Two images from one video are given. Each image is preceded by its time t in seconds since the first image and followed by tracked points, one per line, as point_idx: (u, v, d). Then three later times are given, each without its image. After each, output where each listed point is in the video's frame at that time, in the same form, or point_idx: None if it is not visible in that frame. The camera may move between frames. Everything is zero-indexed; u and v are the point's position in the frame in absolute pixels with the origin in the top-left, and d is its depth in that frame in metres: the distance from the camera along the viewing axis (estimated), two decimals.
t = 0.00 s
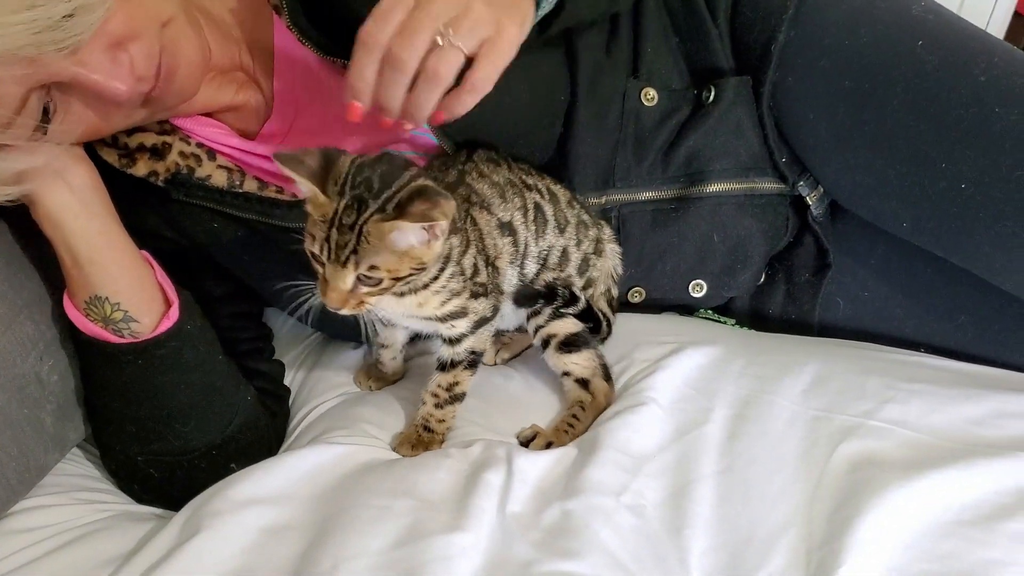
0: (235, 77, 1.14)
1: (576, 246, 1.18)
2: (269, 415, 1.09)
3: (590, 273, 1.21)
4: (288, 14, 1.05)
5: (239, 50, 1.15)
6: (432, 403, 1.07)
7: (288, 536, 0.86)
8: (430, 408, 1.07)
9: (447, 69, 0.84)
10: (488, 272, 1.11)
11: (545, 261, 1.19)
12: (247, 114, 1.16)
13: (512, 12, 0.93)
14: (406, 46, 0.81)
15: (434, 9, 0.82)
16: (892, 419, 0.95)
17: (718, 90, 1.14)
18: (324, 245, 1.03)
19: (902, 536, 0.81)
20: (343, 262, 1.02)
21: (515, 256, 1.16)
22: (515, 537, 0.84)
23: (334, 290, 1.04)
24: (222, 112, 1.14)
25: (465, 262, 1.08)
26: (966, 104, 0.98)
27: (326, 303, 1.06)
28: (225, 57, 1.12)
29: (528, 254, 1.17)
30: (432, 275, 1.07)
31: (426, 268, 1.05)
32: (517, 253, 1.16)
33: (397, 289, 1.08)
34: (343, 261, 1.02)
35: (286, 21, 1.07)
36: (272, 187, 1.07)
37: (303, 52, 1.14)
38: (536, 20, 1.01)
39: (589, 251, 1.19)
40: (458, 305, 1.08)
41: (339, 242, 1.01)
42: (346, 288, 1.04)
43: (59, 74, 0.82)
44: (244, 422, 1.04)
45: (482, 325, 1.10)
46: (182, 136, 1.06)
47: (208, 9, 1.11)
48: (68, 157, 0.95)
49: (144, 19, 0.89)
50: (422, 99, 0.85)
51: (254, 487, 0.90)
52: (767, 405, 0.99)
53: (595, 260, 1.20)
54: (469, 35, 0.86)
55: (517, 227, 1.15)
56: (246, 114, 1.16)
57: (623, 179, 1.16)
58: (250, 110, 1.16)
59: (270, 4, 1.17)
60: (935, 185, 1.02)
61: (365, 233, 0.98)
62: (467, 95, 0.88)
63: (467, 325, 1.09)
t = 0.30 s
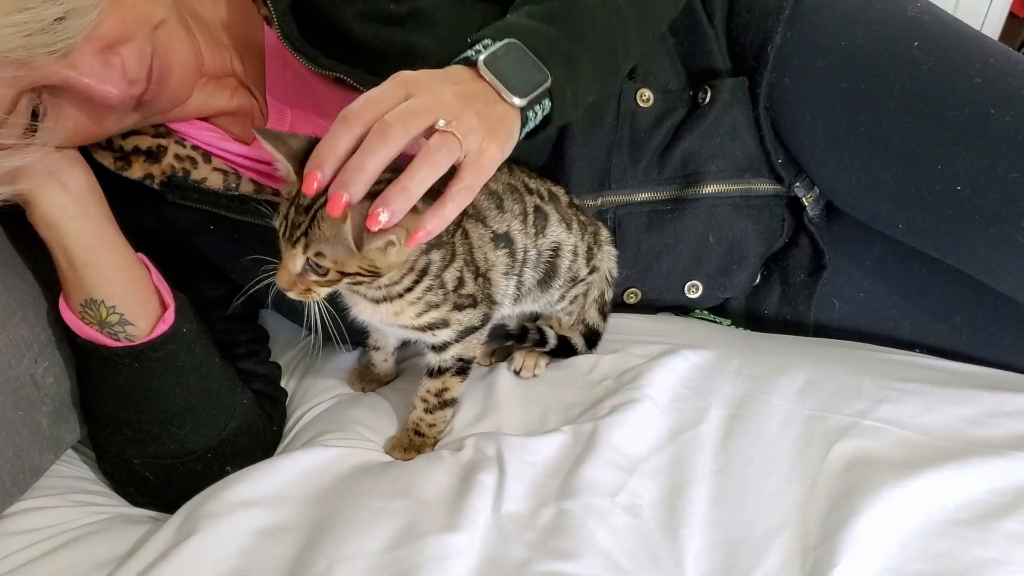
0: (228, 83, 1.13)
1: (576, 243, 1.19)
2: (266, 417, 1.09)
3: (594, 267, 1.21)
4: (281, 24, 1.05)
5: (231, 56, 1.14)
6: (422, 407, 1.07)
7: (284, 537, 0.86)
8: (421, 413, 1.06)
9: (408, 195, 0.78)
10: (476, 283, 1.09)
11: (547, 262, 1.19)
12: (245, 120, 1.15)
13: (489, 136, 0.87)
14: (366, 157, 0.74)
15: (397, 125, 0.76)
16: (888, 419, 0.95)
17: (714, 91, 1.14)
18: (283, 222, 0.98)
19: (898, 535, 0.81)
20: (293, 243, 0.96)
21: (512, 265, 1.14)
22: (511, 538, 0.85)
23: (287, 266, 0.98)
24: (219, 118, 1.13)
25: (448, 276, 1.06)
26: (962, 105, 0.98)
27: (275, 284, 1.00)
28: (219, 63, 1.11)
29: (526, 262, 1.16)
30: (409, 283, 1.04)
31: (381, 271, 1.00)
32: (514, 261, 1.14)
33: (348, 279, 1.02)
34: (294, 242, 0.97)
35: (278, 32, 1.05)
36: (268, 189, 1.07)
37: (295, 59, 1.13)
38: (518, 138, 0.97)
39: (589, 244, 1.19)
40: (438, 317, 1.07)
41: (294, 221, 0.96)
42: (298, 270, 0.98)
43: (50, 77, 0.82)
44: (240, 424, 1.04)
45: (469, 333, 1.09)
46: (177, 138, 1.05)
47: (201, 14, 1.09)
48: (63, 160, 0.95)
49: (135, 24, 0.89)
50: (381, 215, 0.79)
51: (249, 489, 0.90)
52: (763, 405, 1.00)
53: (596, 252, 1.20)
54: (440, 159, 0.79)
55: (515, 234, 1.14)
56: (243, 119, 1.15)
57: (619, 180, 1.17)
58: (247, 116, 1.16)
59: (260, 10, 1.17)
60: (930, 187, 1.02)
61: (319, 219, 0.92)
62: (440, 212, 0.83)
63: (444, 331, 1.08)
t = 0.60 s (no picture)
0: (227, 82, 1.14)
1: (575, 255, 1.19)
2: (264, 416, 1.10)
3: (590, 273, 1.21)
4: (283, 21, 1.04)
5: (230, 54, 1.15)
6: (417, 406, 1.06)
7: (281, 535, 0.86)
8: (416, 412, 1.05)
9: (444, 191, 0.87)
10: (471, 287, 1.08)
11: (545, 274, 1.18)
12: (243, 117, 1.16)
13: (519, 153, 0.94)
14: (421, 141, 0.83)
15: (450, 121, 0.85)
16: (884, 416, 0.95)
17: (710, 89, 1.14)
18: (271, 215, 0.97)
19: (894, 531, 0.81)
20: (281, 233, 0.95)
21: (510, 273, 1.13)
22: (507, 535, 0.85)
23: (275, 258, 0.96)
24: (216, 115, 1.13)
25: (442, 282, 1.04)
26: (957, 102, 0.99)
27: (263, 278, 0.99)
28: (217, 62, 1.12)
29: (526, 271, 1.15)
30: (400, 283, 1.02)
31: (370, 267, 0.99)
32: (512, 268, 1.13)
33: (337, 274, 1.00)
34: (282, 233, 0.95)
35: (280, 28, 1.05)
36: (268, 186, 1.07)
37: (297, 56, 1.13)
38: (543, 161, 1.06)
39: (586, 251, 1.19)
40: (428, 318, 1.05)
41: (284, 211, 0.94)
42: (286, 262, 0.96)
43: (49, 71, 0.82)
44: (238, 422, 1.04)
45: (461, 335, 1.08)
46: (176, 136, 1.05)
47: (198, 12, 1.10)
48: (61, 157, 0.95)
49: (134, 21, 0.90)
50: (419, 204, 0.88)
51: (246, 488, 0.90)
52: (759, 402, 1.00)
53: (591, 258, 1.20)
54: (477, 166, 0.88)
55: (513, 244, 1.13)
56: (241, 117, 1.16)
57: (614, 178, 1.17)
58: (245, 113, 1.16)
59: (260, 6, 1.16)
60: (925, 184, 1.02)
61: (310, 206, 0.91)
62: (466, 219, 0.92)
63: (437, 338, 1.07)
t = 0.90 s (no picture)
0: (224, 84, 1.14)
1: (569, 257, 1.19)
2: (262, 418, 1.10)
3: (583, 275, 1.21)
4: (278, 25, 1.05)
5: (227, 57, 1.15)
6: (413, 407, 1.06)
7: (280, 537, 0.86)
8: (412, 413, 1.06)
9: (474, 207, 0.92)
10: (470, 285, 1.08)
11: (540, 276, 1.19)
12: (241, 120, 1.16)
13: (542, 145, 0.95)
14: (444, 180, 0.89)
15: (465, 150, 0.89)
16: (881, 417, 0.96)
17: (706, 92, 1.15)
18: (271, 213, 0.98)
19: (891, 532, 0.81)
20: (281, 228, 0.95)
21: (507, 273, 1.14)
22: (506, 536, 0.85)
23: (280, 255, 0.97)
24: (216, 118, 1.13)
25: (443, 274, 1.04)
26: (952, 105, 0.99)
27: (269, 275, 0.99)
28: (214, 64, 1.11)
29: (523, 272, 1.16)
30: (402, 272, 1.02)
31: (373, 255, 0.99)
32: (508, 269, 1.14)
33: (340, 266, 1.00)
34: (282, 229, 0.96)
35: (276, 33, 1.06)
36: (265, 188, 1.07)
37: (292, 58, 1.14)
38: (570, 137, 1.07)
39: (580, 254, 1.19)
40: (429, 309, 1.05)
41: (282, 208, 0.95)
42: (290, 258, 0.96)
43: (45, 73, 0.83)
44: (236, 424, 1.04)
45: (457, 333, 1.08)
46: (173, 139, 1.05)
47: (195, 15, 1.10)
48: (58, 160, 0.95)
49: (133, 24, 0.90)
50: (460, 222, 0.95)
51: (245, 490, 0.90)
52: (756, 404, 1.00)
53: (586, 260, 1.20)
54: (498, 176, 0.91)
55: (510, 245, 1.13)
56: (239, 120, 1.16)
57: (611, 180, 1.17)
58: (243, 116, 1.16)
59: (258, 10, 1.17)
60: (921, 186, 1.03)
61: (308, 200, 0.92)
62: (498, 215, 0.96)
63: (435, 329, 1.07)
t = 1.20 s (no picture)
0: (221, 86, 1.14)
1: (568, 251, 1.20)
2: (260, 419, 1.10)
3: (580, 272, 1.22)
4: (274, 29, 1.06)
5: (224, 59, 1.15)
6: (412, 407, 1.06)
7: (279, 538, 0.86)
8: (411, 413, 1.05)
9: (410, 112, 0.77)
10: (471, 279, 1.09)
11: (540, 268, 1.20)
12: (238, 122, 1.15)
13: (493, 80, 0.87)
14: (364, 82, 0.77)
15: (434, 72, 0.79)
16: (878, 417, 0.96)
17: (704, 92, 1.15)
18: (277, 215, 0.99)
19: (888, 533, 0.82)
20: (287, 231, 0.97)
21: (509, 265, 1.15)
22: (504, 536, 0.85)
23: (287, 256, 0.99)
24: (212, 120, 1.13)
25: (442, 270, 1.05)
26: (949, 106, 0.99)
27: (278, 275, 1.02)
28: (211, 66, 1.12)
29: (525, 263, 1.18)
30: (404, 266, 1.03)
31: (377, 253, 1.00)
32: (510, 261, 1.15)
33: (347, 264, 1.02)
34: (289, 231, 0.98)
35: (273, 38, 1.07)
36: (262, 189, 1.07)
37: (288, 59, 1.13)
38: (536, 99, 0.99)
39: (580, 250, 1.21)
40: (431, 305, 1.06)
41: (287, 211, 0.97)
42: (297, 258, 0.99)
43: (42, 74, 0.82)
44: (234, 425, 1.04)
45: (459, 330, 1.08)
46: (171, 139, 1.05)
47: (193, 17, 1.10)
48: (56, 161, 0.95)
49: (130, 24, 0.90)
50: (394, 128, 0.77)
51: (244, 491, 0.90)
52: (754, 404, 1.00)
53: (585, 257, 1.22)
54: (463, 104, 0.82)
55: (513, 236, 1.15)
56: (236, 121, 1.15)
57: (609, 181, 1.18)
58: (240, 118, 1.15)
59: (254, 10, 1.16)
60: (918, 187, 1.03)
61: (311, 203, 0.93)
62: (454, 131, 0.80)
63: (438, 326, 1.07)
